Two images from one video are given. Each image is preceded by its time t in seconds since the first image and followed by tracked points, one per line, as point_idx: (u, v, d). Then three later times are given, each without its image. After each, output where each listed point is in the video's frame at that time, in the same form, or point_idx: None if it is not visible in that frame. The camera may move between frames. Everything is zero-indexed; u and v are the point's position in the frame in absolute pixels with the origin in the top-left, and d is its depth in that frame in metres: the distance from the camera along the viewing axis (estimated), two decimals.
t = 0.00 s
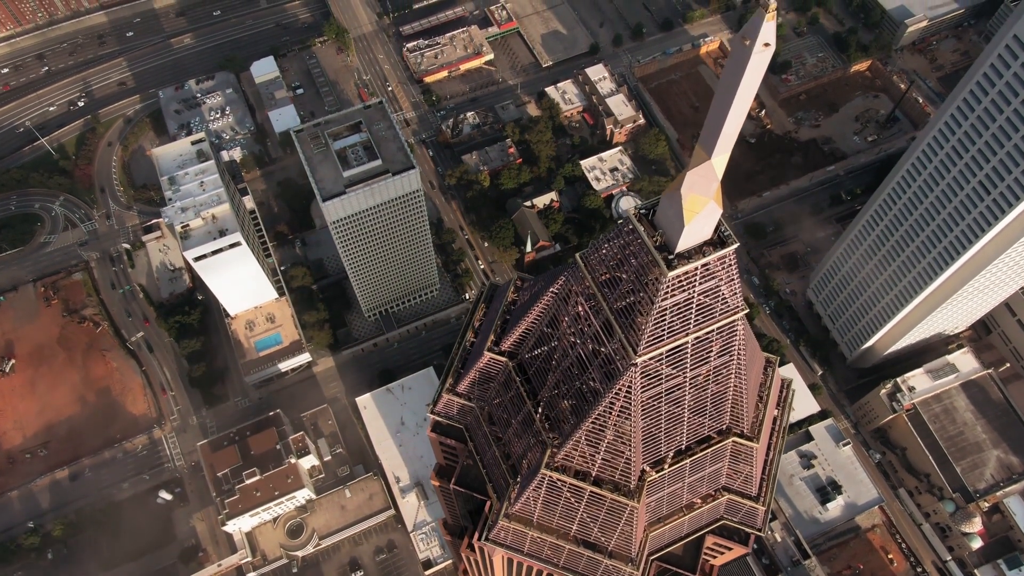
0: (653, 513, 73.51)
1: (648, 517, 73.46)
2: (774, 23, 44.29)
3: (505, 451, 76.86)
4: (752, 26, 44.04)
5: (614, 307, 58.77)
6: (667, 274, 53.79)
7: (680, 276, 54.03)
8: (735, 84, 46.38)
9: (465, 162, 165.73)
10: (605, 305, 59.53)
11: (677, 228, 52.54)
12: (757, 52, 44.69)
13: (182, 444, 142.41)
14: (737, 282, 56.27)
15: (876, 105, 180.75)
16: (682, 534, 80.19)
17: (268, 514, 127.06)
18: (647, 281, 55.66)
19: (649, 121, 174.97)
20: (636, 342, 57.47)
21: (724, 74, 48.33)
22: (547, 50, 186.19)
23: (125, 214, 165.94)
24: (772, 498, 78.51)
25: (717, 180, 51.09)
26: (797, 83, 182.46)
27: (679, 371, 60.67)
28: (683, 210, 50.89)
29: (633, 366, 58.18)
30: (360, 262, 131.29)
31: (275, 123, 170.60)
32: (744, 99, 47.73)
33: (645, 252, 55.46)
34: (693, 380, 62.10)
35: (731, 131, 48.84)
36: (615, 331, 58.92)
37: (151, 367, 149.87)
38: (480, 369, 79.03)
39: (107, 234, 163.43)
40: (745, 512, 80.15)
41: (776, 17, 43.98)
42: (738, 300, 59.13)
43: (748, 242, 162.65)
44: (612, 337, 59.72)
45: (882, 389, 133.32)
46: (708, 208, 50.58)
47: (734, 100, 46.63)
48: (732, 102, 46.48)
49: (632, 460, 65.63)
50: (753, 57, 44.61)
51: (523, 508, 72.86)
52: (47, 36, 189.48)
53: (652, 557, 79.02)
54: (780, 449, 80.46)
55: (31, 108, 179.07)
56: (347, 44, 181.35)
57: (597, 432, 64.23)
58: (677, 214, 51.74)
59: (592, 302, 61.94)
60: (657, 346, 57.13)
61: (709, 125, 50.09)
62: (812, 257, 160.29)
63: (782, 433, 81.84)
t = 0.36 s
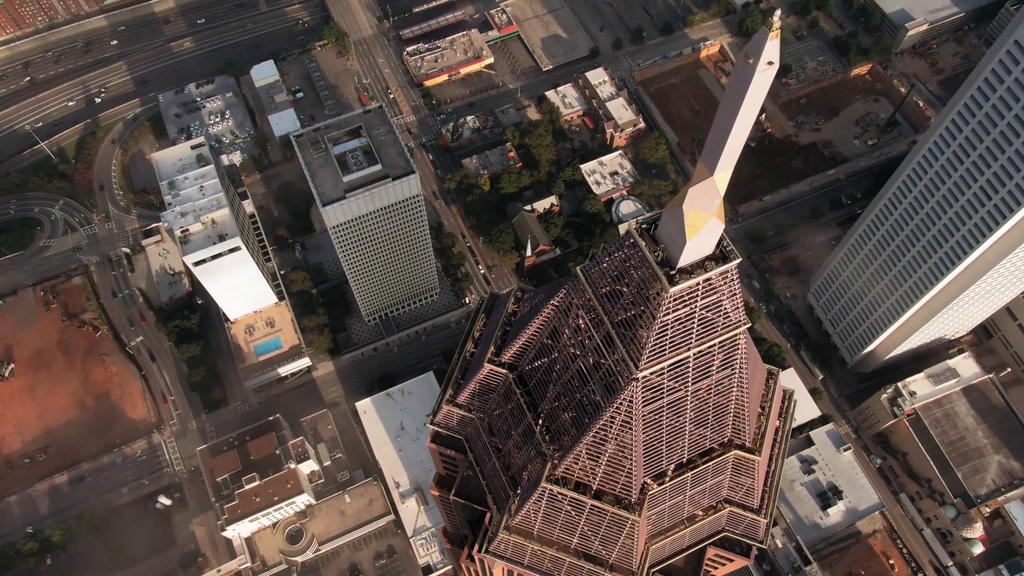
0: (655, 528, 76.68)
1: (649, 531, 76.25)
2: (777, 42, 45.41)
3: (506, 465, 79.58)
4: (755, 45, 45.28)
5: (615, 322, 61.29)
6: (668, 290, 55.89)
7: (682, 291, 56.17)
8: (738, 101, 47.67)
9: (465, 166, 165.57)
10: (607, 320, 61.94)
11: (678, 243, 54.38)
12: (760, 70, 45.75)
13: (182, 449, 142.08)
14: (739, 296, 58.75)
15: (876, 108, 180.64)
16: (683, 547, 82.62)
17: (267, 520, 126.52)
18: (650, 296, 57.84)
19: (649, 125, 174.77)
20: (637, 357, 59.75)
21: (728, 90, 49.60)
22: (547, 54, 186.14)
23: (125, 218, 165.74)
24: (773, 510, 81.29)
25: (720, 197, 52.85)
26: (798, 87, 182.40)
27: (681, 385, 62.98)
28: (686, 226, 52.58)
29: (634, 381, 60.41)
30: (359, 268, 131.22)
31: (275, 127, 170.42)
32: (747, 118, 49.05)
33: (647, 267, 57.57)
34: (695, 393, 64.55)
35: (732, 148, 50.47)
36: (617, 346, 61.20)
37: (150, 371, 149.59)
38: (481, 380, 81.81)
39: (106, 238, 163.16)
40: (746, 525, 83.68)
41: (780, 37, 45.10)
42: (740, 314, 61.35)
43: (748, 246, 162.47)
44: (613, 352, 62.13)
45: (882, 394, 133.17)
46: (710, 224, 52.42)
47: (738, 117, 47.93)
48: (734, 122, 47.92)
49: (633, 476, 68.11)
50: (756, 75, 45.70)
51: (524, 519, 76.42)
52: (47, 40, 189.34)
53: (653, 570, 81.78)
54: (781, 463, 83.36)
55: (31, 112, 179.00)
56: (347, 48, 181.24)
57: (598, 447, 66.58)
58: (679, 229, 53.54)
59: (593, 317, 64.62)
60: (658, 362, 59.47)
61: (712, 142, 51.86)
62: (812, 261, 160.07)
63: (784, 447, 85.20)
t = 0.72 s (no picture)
0: (655, 540, 79.04)
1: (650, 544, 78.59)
2: (781, 61, 46.27)
3: (505, 476, 82.09)
4: (759, 65, 46.23)
5: (617, 337, 62.80)
6: (672, 305, 57.10)
7: (683, 306, 57.34)
8: (742, 119, 48.70)
9: (465, 170, 165.39)
10: (608, 335, 63.45)
11: (681, 259, 55.74)
12: (764, 89, 46.71)
13: (181, 454, 141.79)
14: (740, 311, 60.15)
15: (877, 112, 180.48)
16: (685, 559, 85.14)
17: (266, 525, 126.25)
18: (651, 310, 59.32)
19: (649, 130, 174.61)
20: (638, 373, 61.28)
21: (731, 108, 50.69)
22: (547, 58, 186.15)
23: (124, 222, 165.51)
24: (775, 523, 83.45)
25: (722, 214, 54.29)
26: (798, 91, 182.49)
27: (682, 400, 64.66)
28: (689, 243, 53.95)
29: (635, 396, 62.09)
30: (359, 273, 131.11)
31: (275, 131, 170.27)
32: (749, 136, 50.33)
33: (648, 281, 59.00)
34: (696, 408, 66.49)
35: (735, 166, 51.66)
36: (619, 361, 62.68)
37: (150, 376, 149.33)
38: (482, 391, 83.38)
39: (106, 243, 163.00)
40: (747, 538, 85.69)
41: (784, 57, 46.00)
42: (742, 328, 62.64)
43: (748, 251, 162.35)
44: (614, 367, 63.77)
45: (884, 399, 132.69)
46: (712, 240, 53.86)
47: (741, 136, 49.05)
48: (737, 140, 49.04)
49: (635, 491, 70.45)
50: (760, 94, 46.73)
51: (525, 533, 79.14)
52: (46, 43, 189.19)
53: None
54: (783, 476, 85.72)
55: (30, 115, 178.94)
56: (347, 52, 181.13)
57: (598, 461, 68.76)
58: (681, 245, 54.91)
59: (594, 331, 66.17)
60: (658, 378, 60.94)
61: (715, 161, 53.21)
62: (813, 266, 159.81)
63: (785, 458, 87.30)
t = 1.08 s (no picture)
0: (656, 551, 79.53)
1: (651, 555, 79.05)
2: (784, 79, 47.93)
3: (505, 486, 83.85)
4: (763, 82, 47.74)
5: (618, 350, 63.48)
6: (674, 319, 57.91)
7: (684, 320, 58.24)
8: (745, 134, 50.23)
9: (465, 173, 165.15)
10: (609, 347, 64.22)
11: (683, 273, 56.47)
12: (766, 105, 48.27)
13: (180, 458, 141.57)
14: (742, 324, 61.20)
15: (877, 115, 180.32)
16: (686, 569, 85.97)
17: (266, 530, 125.78)
18: (652, 323, 60.03)
19: (649, 133, 174.45)
20: (640, 386, 61.72)
21: (734, 125, 52.29)
22: (547, 61, 186.13)
23: (124, 225, 165.40)
24: (776, 534, 85.04)
25: (724, 229, 55.36)
26: (798, 94, 182.38)
27: (684, 413, 65.56)
28: (690, 257, 54.75)
29: (636, 410, 62.98)
30: (359, 277, 131.20)
31: (274, 134, 170.19)
32: (751, 152, 51.86)
33: (649, 294, 59.75)
34: (697, 420, 67.25)
35: (737, 181, 53.04)
36: (619, 374, 63.41)
37: (150, 380, 149.11)
38: (482, 402, 84.75)
39: (105, 246, 162.80)
40: (748, 547, 86.21)
41: (787, 73, 47.65)
42: (745, 342, 63.48)
43: (749, 254, 162.18)
44: (615, 380, 64.40)
45: (885, 403, 132.31)
46: (714, 254, 54.76)
47: (744, 150, 50.58)
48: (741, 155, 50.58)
49: (636, 503, 71.27)
50: (763, 109, 48.24)
51: (525, 543, 80.24)
52: (46, 46, 189.23)
53: None
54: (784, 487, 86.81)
55: (30, 118, 178.90)
56: (347, 55, 181.03)
57: (599, 474, 69.64)
58: (683, 260, 55.69)
59: (595, 343, 66.98)
60: (659, 391, 61.55)
61: (717, 177, 54.66)
62: (813, 269, 159.67)
63: (786, 469, 88.36)
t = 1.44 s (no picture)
0: (659, 565, 79.69)
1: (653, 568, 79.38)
2: (787, 99, 49.96)
3: (505, 498, 83.83)
4: (766, 101, 50.05)
5: (620, 363, 65.51)
6: (674, 335, 60.49)
7: (687, 336, 60.97)
8: (749, 152, 52.59)
9: (465, 177, 164.92)
10: (611, 361, 66.30)
11: (684, 290, 59.46)
12: (770, 124, 50.58)
13: (179, 463, 141.22)
14: (743, 338, 64.03)
15: (878, 119, 180.17)
16: None
17: (265, 535, 125.35)
18: (654, 338, 62.46)
19: (649, 137, 174.38)
20: (642, 400, 63.71)
21: (737, 144, 54.73)
22: (547, 64, 186.02)
23: (124, 229, 165.18)
24: (778, 547, 85.21)
25: (726, 245, 57.61)
26: (798, 98, 182.20)
27: (685, 425, 67.34)
28: (693, 273, 57.45)
29: (638, 423, 64.44)
30: (359, 282, 131.08)
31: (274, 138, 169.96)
32: (755, 170, 54.09)
33: (651, 309, 62.56)
34: (698, 433, 68.91)
35: (739, 200, 55.40)
36: (621, 388, 65.22)
37: (148, 384, 148.77)
38: (482, 413, 85.43)
39: (105, 250, 162.58)
40: (751, 559, 86.17)
41: (791, 94, 49.76)
42: (746, 356, 66.05)
43: (749, 258, 161.86)
44: (616, 393, 66.16)
45: (886, 408, 131.90)
46: (716, 270, 57.29)
47: (747, 168, 52.86)
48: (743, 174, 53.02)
49: (636, 517, 72.00)
50: (766, 128, 50.60)
51: (525, 556, 80.20)
52: (46, 50, 189.12)
53: None
54: (786, 499, 87.43)
55: (29, 122, 178.74)
56: (347, 59, 180.87)
57: (600, 487, 70.61)
58: (685, 276, 58.45)
59: (596, 357, 68.59)
60: (661, 405, 63.66)
61: (721, 195, 56.99)
62: (813, 274, 159.43)
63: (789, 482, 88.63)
